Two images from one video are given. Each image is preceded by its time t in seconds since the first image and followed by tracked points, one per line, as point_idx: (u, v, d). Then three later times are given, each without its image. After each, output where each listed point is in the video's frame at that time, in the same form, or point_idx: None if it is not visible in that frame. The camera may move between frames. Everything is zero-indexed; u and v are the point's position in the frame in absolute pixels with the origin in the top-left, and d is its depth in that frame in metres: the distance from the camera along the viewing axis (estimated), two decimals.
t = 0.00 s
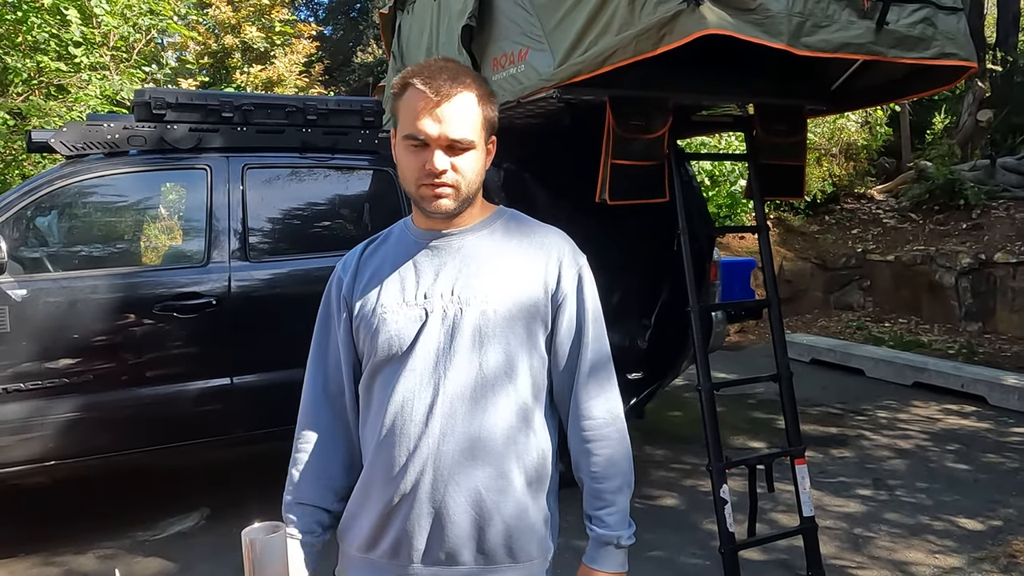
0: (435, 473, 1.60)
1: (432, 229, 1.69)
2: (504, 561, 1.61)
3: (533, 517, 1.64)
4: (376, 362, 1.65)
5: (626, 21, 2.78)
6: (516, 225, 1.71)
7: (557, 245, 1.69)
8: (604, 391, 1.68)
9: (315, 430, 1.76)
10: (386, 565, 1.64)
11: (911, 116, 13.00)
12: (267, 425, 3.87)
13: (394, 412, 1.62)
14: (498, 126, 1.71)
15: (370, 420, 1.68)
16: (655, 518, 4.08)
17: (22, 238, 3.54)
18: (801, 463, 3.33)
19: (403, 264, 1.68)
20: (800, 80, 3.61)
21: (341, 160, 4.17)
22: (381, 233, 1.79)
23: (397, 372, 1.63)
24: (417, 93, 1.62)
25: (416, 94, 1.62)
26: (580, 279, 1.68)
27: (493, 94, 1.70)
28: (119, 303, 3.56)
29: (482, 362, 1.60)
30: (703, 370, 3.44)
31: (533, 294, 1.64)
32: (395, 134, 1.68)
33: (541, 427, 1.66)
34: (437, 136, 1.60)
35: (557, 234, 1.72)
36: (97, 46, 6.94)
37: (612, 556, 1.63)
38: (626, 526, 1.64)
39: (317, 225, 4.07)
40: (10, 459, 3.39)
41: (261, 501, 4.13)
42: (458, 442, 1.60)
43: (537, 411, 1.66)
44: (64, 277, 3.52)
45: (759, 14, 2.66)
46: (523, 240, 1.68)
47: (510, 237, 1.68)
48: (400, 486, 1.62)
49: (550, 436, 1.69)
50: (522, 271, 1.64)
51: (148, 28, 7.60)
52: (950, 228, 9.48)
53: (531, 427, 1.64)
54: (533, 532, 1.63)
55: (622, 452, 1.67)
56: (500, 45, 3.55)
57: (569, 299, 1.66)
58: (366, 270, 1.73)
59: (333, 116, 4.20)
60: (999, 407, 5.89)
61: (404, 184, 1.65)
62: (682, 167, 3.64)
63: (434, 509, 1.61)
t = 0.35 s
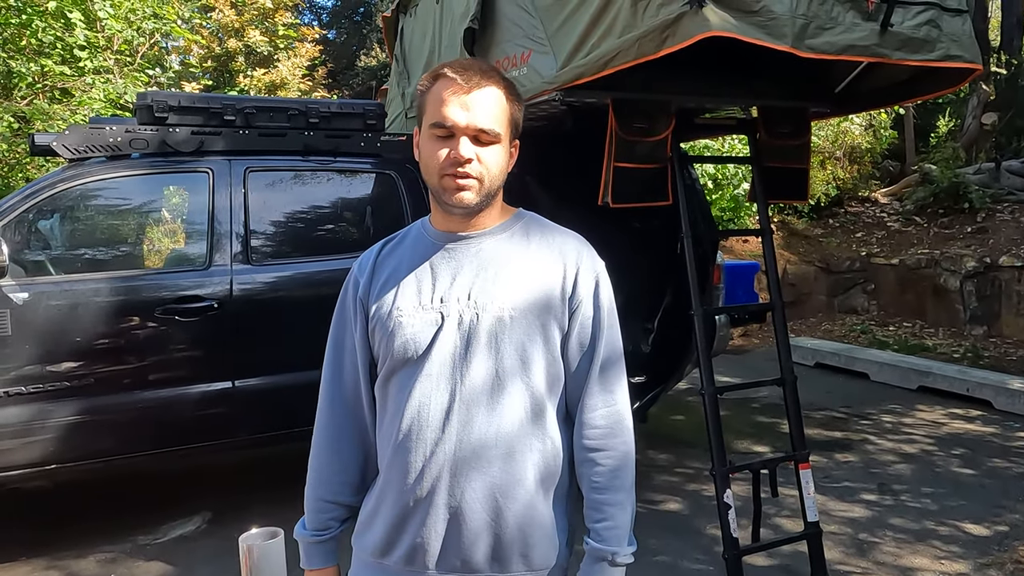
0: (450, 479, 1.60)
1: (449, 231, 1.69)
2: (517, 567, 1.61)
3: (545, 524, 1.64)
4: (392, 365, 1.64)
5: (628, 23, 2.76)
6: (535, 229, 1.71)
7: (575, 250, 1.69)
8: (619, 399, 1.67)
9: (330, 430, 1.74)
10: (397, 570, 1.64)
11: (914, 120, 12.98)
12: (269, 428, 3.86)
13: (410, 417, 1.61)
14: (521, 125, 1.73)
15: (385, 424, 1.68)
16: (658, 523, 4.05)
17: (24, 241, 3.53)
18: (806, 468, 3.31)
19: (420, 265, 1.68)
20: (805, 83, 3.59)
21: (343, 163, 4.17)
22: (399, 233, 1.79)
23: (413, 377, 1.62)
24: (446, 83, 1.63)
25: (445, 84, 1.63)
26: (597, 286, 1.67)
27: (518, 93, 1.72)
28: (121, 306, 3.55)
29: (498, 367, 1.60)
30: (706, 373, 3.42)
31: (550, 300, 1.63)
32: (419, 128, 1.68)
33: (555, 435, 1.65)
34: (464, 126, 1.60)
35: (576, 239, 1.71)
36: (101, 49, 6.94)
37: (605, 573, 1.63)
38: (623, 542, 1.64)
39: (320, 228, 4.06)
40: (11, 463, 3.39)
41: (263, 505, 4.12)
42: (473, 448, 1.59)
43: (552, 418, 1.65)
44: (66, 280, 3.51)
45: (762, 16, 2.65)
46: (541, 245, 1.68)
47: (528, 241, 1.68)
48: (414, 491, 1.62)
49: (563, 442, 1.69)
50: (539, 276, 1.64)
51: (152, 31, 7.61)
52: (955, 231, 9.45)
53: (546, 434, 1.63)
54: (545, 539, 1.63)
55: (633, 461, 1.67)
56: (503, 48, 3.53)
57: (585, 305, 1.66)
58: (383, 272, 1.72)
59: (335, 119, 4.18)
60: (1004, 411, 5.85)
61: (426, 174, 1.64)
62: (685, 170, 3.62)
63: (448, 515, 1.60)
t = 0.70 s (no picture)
0: (474, 481, 1.61)
1: (474, 233, 1.70)
2: (539, 571, 1.61)
3: (568, 528, 1.64)
4: (417, 366, 1.65)
5: (632, 24, 2.75)
6: (562, 232, 1.71)
7: (600, 253, 1.69)
8: (643, 403, 1.67)
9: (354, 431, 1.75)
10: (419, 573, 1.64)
11: (918, 121, 12.94)
12: (271, 431, 3.85)
13: (434, 418, 1.63)
14: (547, 128, 1.73)
15: (408, 425, 1.68)
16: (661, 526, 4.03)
17: (25, 243, 3.52)
18: (811, 471, 3.29)
19: (446, 266, 1.69)
20: (807, 85, 3.60)
21: (345, 165, 4.16)
22: (424, 234, 1.80)
23: (437, 378, 1.63)
24: (474, 86, 1.65)
25: (473, 86, 1.65)
26: (621, 290, 1.68)
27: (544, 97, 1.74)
28: (122, 308, 3.55)
29: (522, 369, 1.61)
30: (710, 376, 3.39)
31: (575, 303, 1.64)
32: (446, 130, 1.69)
33: (579, 438, 1.65)
34: (491, 128, 1.61)
35: (601, 242, 1.72)
36: (104, 51, 6.94)
37: None
38: (649, 548, 1.64)
39: (323, 229, 4.06)
40: (11, 465, 3.38)
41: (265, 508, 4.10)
42: (497, 450, 1.60)
43: (576, 421, 1.65)
44: (67, 282, 3.50)
45: (767, 16, 2.64)
46: (567, 248, 1.69)
47: (554, 243, 1.69)
48: (438, 493, 1.63)
49: (587, 446, 1.69)
50: (564, 279, 1.64)
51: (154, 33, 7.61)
52: (959, 233, 9.42)
53: (570, 438, 1.64)
54: (568, 543, 1.63)
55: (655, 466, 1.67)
56: (506, 49, 3.52)
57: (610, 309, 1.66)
58: (408, 272, 1.72)
59: (338, 121, 4.18)
60: (1009, 414, 5.82)
61: (453, 176, 1.65)
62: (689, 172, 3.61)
63: (471, 518, 1.61)
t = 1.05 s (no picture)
0: (502, 490, 1.59)
1: (496, 237, 1.68)
2: None
3: (594, 534, 1.64)
4: (439, 374, 1.63)
5: (638, 25, 2.73)
6: (583, 238, 1.71)
7: (622, 261, 1.69)
8: (665, 411, 1.70)
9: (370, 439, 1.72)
10: None
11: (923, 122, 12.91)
12: (274, 435, 3.83)
13: (459, 426, 1.61)
14: (571, 133, 1.72)
15: (430, 434, 1.66)
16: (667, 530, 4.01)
17: (28, 245, 3.51)
18: (818, 476, 3.25)
19: (466, 272, 1.67)
20: (813, 86, 3.57)
21: (349, 166, 4.14)
22: (440, 238, 1.77)
23: (461, 385, 1.61)
24: (502, 87, 1.63)
25: (501, 88, 1.63)
26: (643, 297, 1.69)
27: (569, 100, 1.72)
28: (125, 310, 3.53)
29: (549, 377, 1.60)
30: (717, 379, 3.36)
31: (599, 310, 1.64)
32: (470, 132, 1.67)
33: (602, 446, 1.66)
34: (517, 131, 1.60)
35: (622, 249, 1.72)
36: (107, 52, 6.93)
37: None
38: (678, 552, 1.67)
39: (326, 231, 4.04)
40: (12, 468, 3.36)
41: (268, 512, 4.08)
42: (524, 457, 1.59)
43: (599, 429, 1.66)
44: (69, 284, 3.48)
45: (775, 17, 2.61)
46: (589, 254, 1.68)
47: (576, 252, 1.68)
48: (462, 502, 1.61)
49: (608, 453, 1.70)
50: (589, 287, 1.64)
51: (158, 33, 7.60)
52: (964, 235, 9.38)
53: (595, 445, 1.64)
54: (594, 550, 1.63)
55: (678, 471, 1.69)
56: (509, 50, 3.47)
57: (633, 316, 1.67)
58: (425, 278, 1.69)
59: (341, 122, 4.19)
60: (1016, 417, 5.78)
61: (477, 180, 1.63)
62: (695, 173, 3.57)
63: (498, 526, 1.60)
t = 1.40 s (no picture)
0: (514, 504, 1.54)
1: (506, 242, 1.63)
2: None
3: (608, 548, 1.59)
4: (448, 384, 1.57)
5: (643, 24, 2.67)
6: (596, 243, 1.66)
7: (637, 267, 1.64)
8: (680, 420, 1.65)
9: (376, 452, 1.66)
10: None
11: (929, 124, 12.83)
12: (274, 440, 3.78)
13: (470, 438, 1.55)
14: (582, 132, 1.66)
15: (439, 446, 1.61)
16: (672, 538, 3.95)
17: (25, 247, 3.46)
18: (827, 484, 3.20)
19: (476, 278, 1.61)
20: (822, 87, 3.51)
21: (350, 168, 4.09)
22: (447, 242, 1.72)
23: (472, 396, 1.56)
24: (510, 88, 1.57)
25: (509, 89, 1.57)
26: (658, 304, 1.64)
27: (581, 100, 1.67)
28: (122, 314, 3.47)
29: (563, 387, 1.55)
30: (724, 385, 3.30)
31: (614, 318, 1.59)
32: (479, 135, 1.62)
33: (615, 457, 1.61)
34: (529, 133, 1.54)
35: (636, 255, 1.66)
36: (109, 53, 6.89)
37: None
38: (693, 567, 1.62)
39: (327, 233, 3.98)
40: (8, 475, 3.32)
41: (268, 518, 4.03)
42: (538, 471, 1.54)
43: (613, 439, 1.61)
44: (66, 287, 3.43)
45: (785, 15, 2.56)
46: (603, 260, 1.63)
47: (589, 258, 1.62)
48: (473, 516, 1.55)
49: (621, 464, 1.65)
50: (603, 294, 1.58)
51: (159, 34, 7.56)
52: (971, 237, 9.31)
53: (608, 456, 1.59)
54: (608, 565, 1.59)
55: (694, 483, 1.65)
56: (514, 50, 3.37)
57: (648, 323, 1.62)
58: (434, 284, 1.63)
59: (342, 123, 4.12)
60: None
61: (487, 184, 1.58)
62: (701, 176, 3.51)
63: (510, 542, 1.55)
